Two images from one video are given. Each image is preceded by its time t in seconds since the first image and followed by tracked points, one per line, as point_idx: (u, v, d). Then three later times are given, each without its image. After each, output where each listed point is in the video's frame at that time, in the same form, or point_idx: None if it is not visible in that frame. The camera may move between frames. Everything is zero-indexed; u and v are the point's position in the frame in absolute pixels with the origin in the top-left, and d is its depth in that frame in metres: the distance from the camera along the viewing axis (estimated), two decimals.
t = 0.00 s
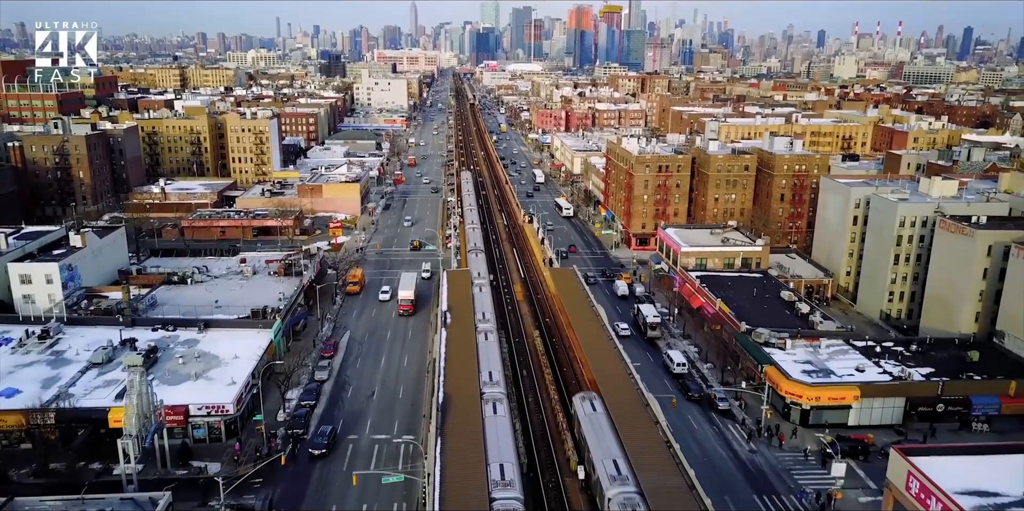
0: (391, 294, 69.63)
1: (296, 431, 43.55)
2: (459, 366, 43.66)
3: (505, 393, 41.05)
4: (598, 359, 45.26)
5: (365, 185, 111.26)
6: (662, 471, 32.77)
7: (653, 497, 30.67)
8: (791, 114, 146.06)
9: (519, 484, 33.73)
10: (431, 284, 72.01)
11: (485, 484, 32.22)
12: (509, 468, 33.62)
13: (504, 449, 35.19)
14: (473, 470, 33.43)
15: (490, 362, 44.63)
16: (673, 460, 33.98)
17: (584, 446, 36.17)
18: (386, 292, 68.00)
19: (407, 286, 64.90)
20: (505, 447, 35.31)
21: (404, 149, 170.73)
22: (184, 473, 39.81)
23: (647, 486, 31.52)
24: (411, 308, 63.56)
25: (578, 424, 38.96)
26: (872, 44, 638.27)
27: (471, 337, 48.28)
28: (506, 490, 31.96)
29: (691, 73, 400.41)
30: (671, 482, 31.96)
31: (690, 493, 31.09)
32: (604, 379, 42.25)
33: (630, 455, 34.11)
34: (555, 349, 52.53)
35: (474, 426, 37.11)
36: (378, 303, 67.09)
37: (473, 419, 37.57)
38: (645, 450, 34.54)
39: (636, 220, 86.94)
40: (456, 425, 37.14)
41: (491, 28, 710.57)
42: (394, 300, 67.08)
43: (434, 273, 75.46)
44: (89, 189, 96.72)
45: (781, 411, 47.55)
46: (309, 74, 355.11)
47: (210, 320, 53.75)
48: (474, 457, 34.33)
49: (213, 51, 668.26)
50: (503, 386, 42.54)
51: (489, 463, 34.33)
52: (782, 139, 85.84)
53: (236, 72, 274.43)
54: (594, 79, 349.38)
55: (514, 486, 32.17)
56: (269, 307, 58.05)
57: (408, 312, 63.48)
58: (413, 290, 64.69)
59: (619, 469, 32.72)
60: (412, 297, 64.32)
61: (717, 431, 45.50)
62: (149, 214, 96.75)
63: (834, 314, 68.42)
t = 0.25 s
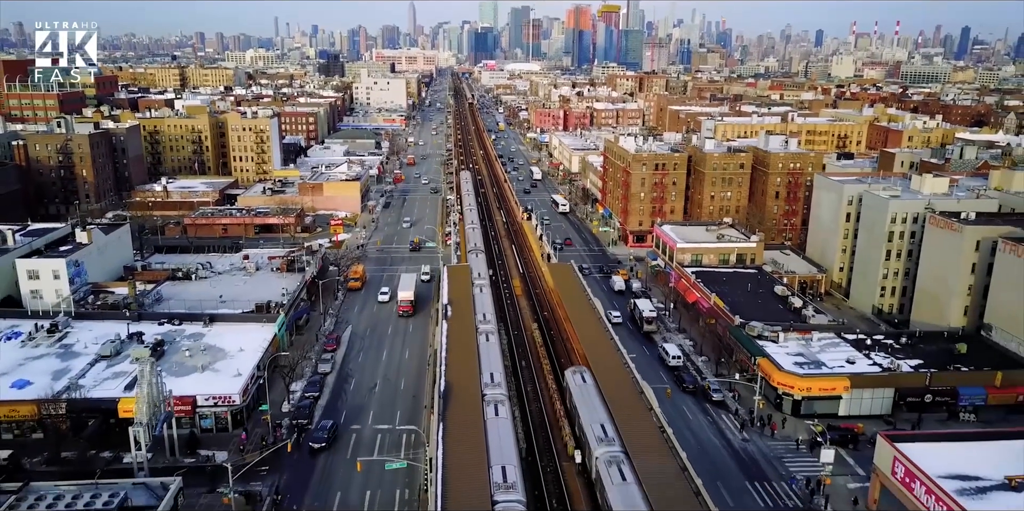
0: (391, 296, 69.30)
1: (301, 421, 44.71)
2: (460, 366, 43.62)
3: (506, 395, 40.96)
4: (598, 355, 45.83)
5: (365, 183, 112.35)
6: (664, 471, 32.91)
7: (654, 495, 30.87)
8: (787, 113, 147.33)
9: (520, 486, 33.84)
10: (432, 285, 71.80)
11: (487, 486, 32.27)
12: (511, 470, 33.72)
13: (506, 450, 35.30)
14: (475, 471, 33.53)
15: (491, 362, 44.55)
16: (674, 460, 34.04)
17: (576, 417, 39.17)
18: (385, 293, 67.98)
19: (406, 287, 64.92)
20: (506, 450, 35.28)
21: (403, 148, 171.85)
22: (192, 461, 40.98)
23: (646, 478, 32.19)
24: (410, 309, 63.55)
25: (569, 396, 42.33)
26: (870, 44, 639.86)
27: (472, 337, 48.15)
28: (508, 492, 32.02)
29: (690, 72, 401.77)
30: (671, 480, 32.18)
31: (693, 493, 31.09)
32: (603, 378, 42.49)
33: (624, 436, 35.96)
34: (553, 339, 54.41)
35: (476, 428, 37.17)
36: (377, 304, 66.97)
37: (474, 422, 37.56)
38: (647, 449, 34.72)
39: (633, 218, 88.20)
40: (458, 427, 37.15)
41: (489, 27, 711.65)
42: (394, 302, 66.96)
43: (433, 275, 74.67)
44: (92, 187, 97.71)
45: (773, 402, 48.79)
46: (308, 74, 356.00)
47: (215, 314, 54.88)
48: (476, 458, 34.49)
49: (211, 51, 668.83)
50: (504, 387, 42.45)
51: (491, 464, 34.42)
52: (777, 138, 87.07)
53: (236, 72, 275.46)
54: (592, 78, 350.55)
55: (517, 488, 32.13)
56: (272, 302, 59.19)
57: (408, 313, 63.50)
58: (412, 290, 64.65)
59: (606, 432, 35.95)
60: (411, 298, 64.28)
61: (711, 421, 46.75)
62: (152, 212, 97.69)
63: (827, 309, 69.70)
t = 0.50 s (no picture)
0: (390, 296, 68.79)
1: (304, 414, 45.55)
2: (461, 368, 43.56)
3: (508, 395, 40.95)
4: (599, 352, 46.17)
5: (365, 182, 113.16)
6: (664, 469, 33.03)
7: (654, 492, 31.05)
8: (784, 112, 148.16)
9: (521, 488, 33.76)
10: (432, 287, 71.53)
11: (488, 488, 32.20)
12: (513, 471, 33.65)
13: (508, 452, 35.26)
14: (477, 472, 33.50)
15: (492, 363, 44.29)
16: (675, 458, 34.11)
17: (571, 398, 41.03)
18: (385, 293, 67.74)
19: (406, 287, 64.48)
20: (508, 450, 35.32)
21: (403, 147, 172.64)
22: (198, 453, 41.78)
23: (644, 469, 32.82)
24: (410, 309, 63.27)
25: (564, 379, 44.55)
26: (869, 44, 640.43)
27: (474, 339, 47.78)
28: (509, 495, 31.96)
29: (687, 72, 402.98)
30: (671, 477, 32.35)
31: (693, 491, 31.18)
32: (603, 375, 42.58)
33: (620, 423, 37.10)
34: (552, 334, 55.67)
35: (478, 429, 37.13)
36: (377, 304, 66.83)
37: (476, 423, 37.61)
38: (647, 446, 34.88)
39: (632, 215, 89.12)
40: (459, 430, 37.00)
41: (488, 27, 712.13)
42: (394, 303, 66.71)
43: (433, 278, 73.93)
44: (95, 186, 98.41)
45: (767, 395, 49.67)
46: (308, 73, 356.54)
47: (218, 310, 55.64)
48: (478, 459, 34.48)
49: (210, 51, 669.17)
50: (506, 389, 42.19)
51: (492, 466, 34.39)
52: (774, 137, 87.91)
53: (236, 71, 276.08)
54: (591, 78, 351.43)
55: (518, 489, 32.17)
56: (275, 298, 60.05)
57: (407, 313, 63.24)
58: (413, 291, 64.21)
59: (598, 410, 37.79)
60: (411, 298, 63.93)
61: (707, 414, 47.60)
62: (154, 211, 98.25)
63: (822, 305, 70.64)
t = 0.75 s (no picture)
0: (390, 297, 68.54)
1: (308, 405, 46.66)
2: (461, 368, 43.52)
3: (508, 396, 40.93)
4: (599, 348, 46.66)
5: (365, 180, 114.28)
6: (664, 464, 33.43)
7: (654, 489, 31.40)
8: (781, 111, 149.49)
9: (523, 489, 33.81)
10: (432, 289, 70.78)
11: (491, 489, 32.20)
12: (514, 472, 33.71)
13: (510, 452, 35.31)
14: (479, 473, 33.57)
15: (493, 363, 44.31)
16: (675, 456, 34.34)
17: (563, 374, 44.33)
18: (384, 293, 67.44)
19: (406, 287, 64.38)
20: (509, 451, 35.31)
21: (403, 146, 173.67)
22: (205, 441, 42.89)
23: (639, 452, 34.33)
24: (410, 310, 63.09)
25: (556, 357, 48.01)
26: (866, 43, 641.96)
27: (474, 339, 47.68)
28: (511, 495, 31.97)
29: (685, 71, 404.49)
30: (666, 464, 33.53)
31: (695, 491, 31.25)
32: (602, 370, 43.32)
33: (614, 407, 38.94)
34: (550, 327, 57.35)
35: (480, 429, 37.28)
36: (376, 304, 66.76)
37: (479, 423, 37.68)
38: (646, 442, 35.25)
39: (629, 213, 90.34)
40: (461, 431, 37.03)
41: (487, 26, 713.08)
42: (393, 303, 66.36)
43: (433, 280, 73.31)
44: (98, 184, 99.52)
45: (760, 386, 50.88)
46: (307, 73, 357.69)
47: (223, 304, 56.73)
48: (480, 459, 34.56)
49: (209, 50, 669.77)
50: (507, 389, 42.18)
51: (494, 466, 34.44)
52: (769, 135, 89.01)
53: (235, 71, 277.17)
54: (590, 77, 352.76)
55: (520, 491, 32.06)
56: (278, 293, 61.19)
57: (407, 314, 63.09)
58: (412, 291, 64.08)
59: (587, 381, 41.53)
60: (411, 299, 63.81)
61: (701, 404, 48.88)
62: (156, 208, 99.67)
63: (816, 300, 71.92)
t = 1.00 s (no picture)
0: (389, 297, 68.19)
1: (311, 399, 47.48)
2: (460, 369, 43.35)
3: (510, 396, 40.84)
4: (600, 347, 46.90)
5: (364, 179, 115.06)
6: (663, 462, 33.56)
7: (655, 488, 31.44)
8: (778, 110, 150.39)
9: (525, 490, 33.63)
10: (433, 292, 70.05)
11: (492, 491, 31.97)
12: (516, 473, 33.52)
13: (511, 453, 35.16)
14: (480, 474, 33.43)
15: (494, 363, 44.19)
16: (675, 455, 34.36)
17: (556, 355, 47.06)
18: (384, 294, 67.08)
19: (405, 288, 64.10)
20: (510, 452, 35.17)
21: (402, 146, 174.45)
22: (210, 434, 43.69)
23: (635, 443, 35.12)
24: (410, 311, 62.87)
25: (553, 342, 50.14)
26: (865, 43, 642.94)
27: (474, 340, 47.47)
28: (513, 497, 31.75)
29: (683, 71, 405.39)
30: (663, 456, 34.19)
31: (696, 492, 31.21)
32: (602, 367, 43.68)
33: (610, 395, 40.23)
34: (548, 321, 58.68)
35: (480, 430, 37.18)
36: (376, 305, 66.35)
37: (479, 424, 37.59)
38: (647, 440, 35.43)
39: (627, 211, 91.19)
40: (461, 432, 36.89)
41: (486, 26, 713.80)
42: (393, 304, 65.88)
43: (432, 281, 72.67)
44: (99, 183, 100.22)
45: (755, 381, 51.76)
46: (306, 72, 358.46)
47: (226, 301, 57.52)
48: (481, 461, 34.45)
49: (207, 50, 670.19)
50: (507, 390, 42.04)
51: (496, 468, 34.27)
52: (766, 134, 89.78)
53: (234, 70, 277.82)
54: (589, 77, 353.63)
55: (522, 492, 31.86)
56: (281, 290, 62.00)
57: (407, 315, 62.81)
58: (412, 292, 63.80)
59: (581, 364, 43.61)
60: (411, 300, 63.53)
61: (697, 398, 49.67)
62: (157, 207, 100.50)
63: (811, 296, 72.85)
